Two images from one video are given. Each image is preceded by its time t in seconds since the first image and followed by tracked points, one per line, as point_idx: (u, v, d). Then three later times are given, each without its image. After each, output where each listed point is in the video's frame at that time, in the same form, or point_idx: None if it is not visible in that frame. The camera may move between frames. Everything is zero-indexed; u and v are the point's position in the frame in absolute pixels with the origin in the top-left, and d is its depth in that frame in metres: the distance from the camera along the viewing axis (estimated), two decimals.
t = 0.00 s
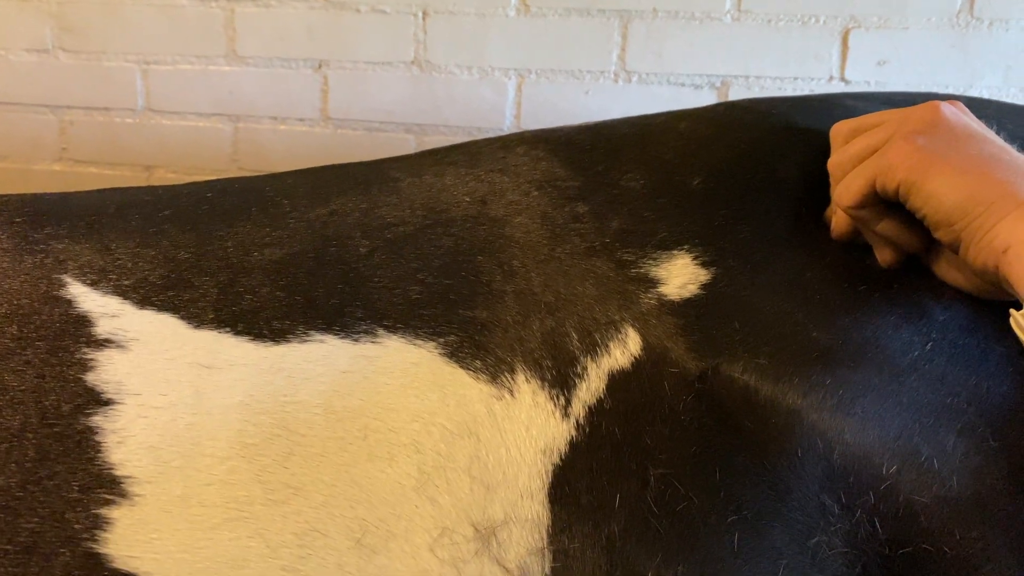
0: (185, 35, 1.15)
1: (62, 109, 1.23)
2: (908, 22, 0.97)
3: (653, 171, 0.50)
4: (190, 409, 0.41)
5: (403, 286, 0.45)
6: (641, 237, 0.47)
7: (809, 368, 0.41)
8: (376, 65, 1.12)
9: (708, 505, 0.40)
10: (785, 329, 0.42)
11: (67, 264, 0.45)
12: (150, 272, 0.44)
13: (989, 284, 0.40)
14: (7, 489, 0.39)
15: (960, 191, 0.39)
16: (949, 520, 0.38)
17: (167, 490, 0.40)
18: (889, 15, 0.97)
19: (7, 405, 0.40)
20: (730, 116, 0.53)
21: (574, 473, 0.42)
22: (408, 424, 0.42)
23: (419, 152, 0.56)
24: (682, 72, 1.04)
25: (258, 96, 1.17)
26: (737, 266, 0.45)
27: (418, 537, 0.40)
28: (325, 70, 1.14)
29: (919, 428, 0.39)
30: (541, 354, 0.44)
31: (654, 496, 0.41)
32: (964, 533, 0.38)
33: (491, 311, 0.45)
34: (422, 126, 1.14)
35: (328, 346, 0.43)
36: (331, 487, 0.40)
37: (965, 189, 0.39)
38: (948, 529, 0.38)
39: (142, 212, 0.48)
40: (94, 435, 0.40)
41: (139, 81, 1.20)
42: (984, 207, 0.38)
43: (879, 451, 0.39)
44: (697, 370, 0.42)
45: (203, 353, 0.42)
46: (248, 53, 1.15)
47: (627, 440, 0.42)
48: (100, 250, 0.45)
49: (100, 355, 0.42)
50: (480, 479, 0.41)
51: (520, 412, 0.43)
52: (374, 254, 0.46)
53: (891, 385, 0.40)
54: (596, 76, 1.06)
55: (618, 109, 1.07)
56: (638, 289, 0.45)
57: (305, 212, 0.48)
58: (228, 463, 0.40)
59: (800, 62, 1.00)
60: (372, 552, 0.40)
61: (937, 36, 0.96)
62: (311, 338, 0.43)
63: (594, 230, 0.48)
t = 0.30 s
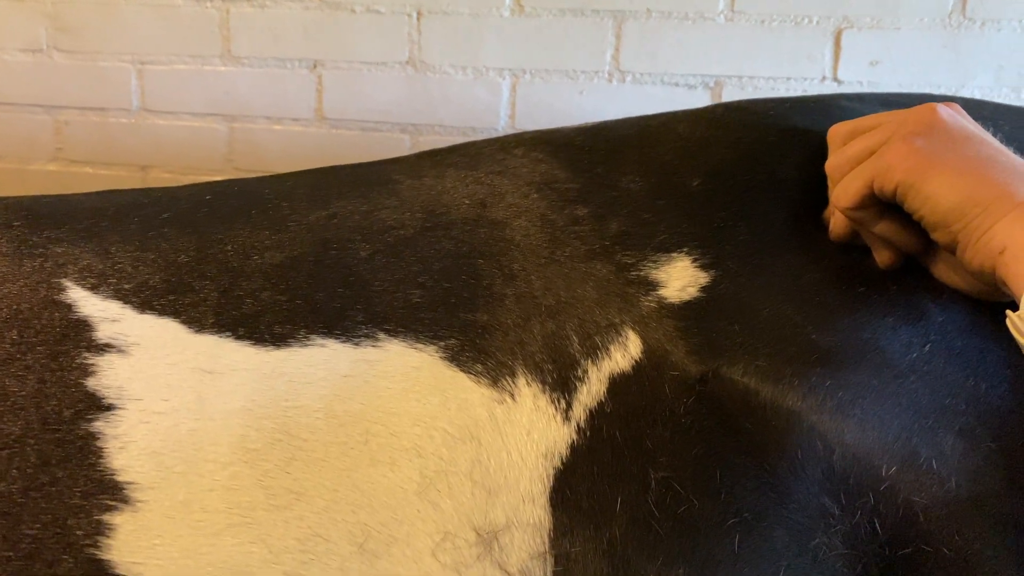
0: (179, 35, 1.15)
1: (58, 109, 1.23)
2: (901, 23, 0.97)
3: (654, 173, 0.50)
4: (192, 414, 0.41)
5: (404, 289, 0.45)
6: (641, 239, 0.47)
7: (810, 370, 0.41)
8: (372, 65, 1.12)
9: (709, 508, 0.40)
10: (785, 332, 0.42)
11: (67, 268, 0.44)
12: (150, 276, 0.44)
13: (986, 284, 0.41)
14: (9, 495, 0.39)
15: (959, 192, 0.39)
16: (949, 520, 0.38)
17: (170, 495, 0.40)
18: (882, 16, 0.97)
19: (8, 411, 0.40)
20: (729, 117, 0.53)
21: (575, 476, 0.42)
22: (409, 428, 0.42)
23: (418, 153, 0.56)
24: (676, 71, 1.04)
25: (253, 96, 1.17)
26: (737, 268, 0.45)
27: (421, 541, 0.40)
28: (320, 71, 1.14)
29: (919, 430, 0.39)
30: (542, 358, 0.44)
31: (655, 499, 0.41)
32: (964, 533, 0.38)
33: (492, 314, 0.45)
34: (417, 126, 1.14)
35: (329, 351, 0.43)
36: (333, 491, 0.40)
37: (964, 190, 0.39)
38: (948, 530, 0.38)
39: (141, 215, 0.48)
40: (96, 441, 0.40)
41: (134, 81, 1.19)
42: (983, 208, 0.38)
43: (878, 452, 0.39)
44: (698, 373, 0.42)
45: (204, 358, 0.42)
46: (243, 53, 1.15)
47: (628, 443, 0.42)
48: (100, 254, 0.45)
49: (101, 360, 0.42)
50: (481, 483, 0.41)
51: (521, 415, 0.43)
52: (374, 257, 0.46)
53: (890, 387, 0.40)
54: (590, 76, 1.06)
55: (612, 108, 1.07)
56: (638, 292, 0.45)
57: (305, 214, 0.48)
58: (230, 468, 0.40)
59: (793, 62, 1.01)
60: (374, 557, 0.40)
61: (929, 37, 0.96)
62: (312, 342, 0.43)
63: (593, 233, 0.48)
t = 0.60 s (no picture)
0: (171, 34, 1.15)
1: (49, 108, 1.22)
2: (891, 21, 0.97)
3: (655, 172, 0.50)
4: (192, 417, 0.40)
5: (405, 289, 0.45)
6: (643, 239, 0.47)
7: (814, 371, 0.40)
8: (365, 64, 1.11)
9: (711, 510, 0.40)
10: (790, 332, 0.42)
11: (64, 268, 0.44)
12: (149, 276, 0.44)
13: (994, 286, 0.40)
14: (8, 499, 0.39)
15: (965, 193, 0.39)
16: (951, 523, 0.38)
17: (171, 499, 0.39)
18: (872, 14, 0.97)
19: (6, 414, 0.39)
20: (730, 117, 0.53)
21: (578, 477, 0.41)
22: (411, 430, 0.41)
23: (417, 152, 0.56)
24: (668, 70, 1.04)
25: (245, 94, 1.16)
26: (741, 268, 0.45)
27: (423, 544, 0.40)
28: (312, 69, 1.13)
29: (922, 432, 0.39)
30: (544, 358, 0.43)
31: (658, 501, 0.40)
32: (966, 536, 0.37)
33: (493, 315, 0.45)
34: (410, 125, 1.13)
35: (330, 352, 0.43)
36: (335, 494, 0.40)
37: (970, 191, 0.38)
38: (950, 533, 0.38)
39: (140, 214, 0.48)
40: (95, 444, 0.40)
41: (126, 80, 1.19)
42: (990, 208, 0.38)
43: (881, 455, 0.39)
44: (700, 373, 0.42)
45: (203, 360, 0.41)
46: (235, 51, 1.14)
47: (631, 445, 0.41)
48: (98, 253, 0.45)
49: (99, 362, 0.41)
50: (484, 485, 0.41)
51: (524, 416, 0.42)
52: (375, 257, 0.46)
53: (894, 389, 0.40)
54: (583, 75, 1.06)
55: (604, 106, 1.07)
56: (640, 292, 0.45)
57: (304, 214, 0.48)
58: (231, 471, 0.40)
59: (785, 61, 1.00)
60: (377, 560, 0.40)
61: (919, 35, 0.97)
62: (313, 343, 0.43)
63: (594, 233, 0.47)
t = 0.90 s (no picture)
0: (160, 33, 1.14)
1: (37, 107, 1.22)
2: (878, 19, 0.97)
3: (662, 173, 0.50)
4: (199, 422, 0.40)
5: (411, 292, 0.45)
6: (649, 241, 0.47)
7: (823, 375, 0.40)
8: (354, 63, 1.11)
9: (720, 515, 0.40)
10: (799, 334, 0.42)
11: (67, 272, 0.43)
12: (152, 279, 0.43)
13: (1015, 315, 0.38)
14: (15, 506, 0.38)
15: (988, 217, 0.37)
16: (958, 532, 0.38)
17: (179, 505, 0.39)
18: (860, 12, 0.98)
19: (11, 419, 0.39)
20: (733, 119, 0.53)
21: (587, 481, 0.41)
22: (419, 435, 0.41)
23: (419, 153, 0.56)
24: (657, 69, 1.04)
25: (234, 93, 1.16)
26: (749, 270, 0.45)
27: (432, 549, 0.40)
28: (301, 68, 1.13)
29: (932, 440, 0.39)
30: (552, 361, 0.43)
31: (667, 505, 0.40)
32: (972, 545, 0.38)
33: (500, 317, 0.44)
34: (400, 123, 1.13)
35: (336, 356, 0.42)
36: (344, 499, 0.40)
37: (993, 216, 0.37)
38: (956, 541, 0.38)
39: (142, 216, 0.47)
40: (101, 450, 0.39)
41: (114, 79, 1.18)
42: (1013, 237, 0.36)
43: (890, 462, 0.39)
44: (708, 377, 0.42)
45: (209, 364, 0.41)
46: (224, 51, 1.14)
47: (639, 448, 0.41)
48: (101, 256, 0.44)
49: (104, 366, 0.41)
50: (492, 490, 0.41)
51: (531, 420, 0.42)
52: (380, 260, 0.46)
53: (905, 395, 0.39)
54: (572, 74, 1.06)
55: (593, 104, 1.07)
56: (647, 294, 0.45)
57: (308, 216, 0.48)
58: (239, 477, 0.39)
59: (775, 60, 1.01)
60: (386, 566, 0.40)
61: (907, 34, 0.97)
62: (319, 347, 0.42)
63: (601, 234, 0.47)
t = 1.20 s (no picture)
0: (147, 32, 1.14)
1: (20, 107, 1.21)
2: (862, 18, 1.01)
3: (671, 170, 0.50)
4: (218, 420, 0.40)
5: (426, 289, 0.44)
6: (660, 238, 0.47)
7: (839, 369, 0.40)
8: (339, 62, 1.12)
9: (735, 510, 0.39)
10: (815, 329, 0.41)
11: (82, 271, 0.43)
12: (167, 278, 0.43)
13: None
14: (36, 505, 0.38)
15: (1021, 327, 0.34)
16: (975, 534, 0.36)
17: (201, 503, 0.39)
18: (844, 12, 1.01)
19: (30, 419, 0.39)
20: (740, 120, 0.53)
21: (605, 477, 0.41)
22: (438, 431, 0.41)
23: (426, 150, 0.56)
24: (643, 67, 1.06)
25: (220, 92, 1.16)
26: (765, 265, 0.45)
27: (454, 545, 0.40)
28: (287, 67, 1.13)
29: (949, 436, 0.37)
30: (568, 357, 0.43)
31: (684, 501, 0.40)
32: (989, 548, 0.36)
33: (515, 314, 0.44)
34: (387, 121, 1.14)
35: (353, 353, 0.42)
36: (365, 496, 0.40)
37: None
38: (973, 544, 0.36)
39: (154, 215, 0.47)
40: (121, 448, 0.39)
41: (99, 77, 1.17)
42: None
43: (904, 459, 0.38)
44: (723, 373, 0.42)
45: (227, 362, 0.41)
46: (210, 49, 1.14)
47: (656, 445, 0.41)
48: (114, 255, 0.44)
49: (121, 365, 0.40)
50: (512, 486, 0.41)
51: (549, 416, 0.42)
52: (393, 257, 0.45)
53: (922, 390, 0.39)
54: (558, 72, 1.08)
55: (581, 103, 1.09)
56: (661, 291, 0.45)
57: (320, 213, 0.47)
58: (260, 474, 0.39)
59: (759, 59, 1.04)
60: (408, 561, 0.40)
61: (890, 32, 1.00)
62: (336, 345, 0.42)
63: (612, 231, 0.47)
